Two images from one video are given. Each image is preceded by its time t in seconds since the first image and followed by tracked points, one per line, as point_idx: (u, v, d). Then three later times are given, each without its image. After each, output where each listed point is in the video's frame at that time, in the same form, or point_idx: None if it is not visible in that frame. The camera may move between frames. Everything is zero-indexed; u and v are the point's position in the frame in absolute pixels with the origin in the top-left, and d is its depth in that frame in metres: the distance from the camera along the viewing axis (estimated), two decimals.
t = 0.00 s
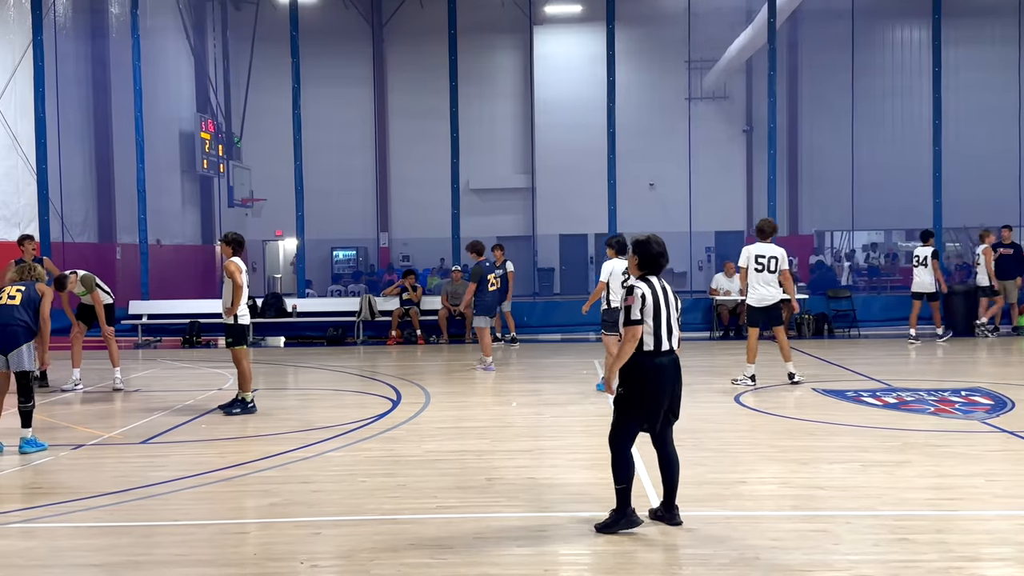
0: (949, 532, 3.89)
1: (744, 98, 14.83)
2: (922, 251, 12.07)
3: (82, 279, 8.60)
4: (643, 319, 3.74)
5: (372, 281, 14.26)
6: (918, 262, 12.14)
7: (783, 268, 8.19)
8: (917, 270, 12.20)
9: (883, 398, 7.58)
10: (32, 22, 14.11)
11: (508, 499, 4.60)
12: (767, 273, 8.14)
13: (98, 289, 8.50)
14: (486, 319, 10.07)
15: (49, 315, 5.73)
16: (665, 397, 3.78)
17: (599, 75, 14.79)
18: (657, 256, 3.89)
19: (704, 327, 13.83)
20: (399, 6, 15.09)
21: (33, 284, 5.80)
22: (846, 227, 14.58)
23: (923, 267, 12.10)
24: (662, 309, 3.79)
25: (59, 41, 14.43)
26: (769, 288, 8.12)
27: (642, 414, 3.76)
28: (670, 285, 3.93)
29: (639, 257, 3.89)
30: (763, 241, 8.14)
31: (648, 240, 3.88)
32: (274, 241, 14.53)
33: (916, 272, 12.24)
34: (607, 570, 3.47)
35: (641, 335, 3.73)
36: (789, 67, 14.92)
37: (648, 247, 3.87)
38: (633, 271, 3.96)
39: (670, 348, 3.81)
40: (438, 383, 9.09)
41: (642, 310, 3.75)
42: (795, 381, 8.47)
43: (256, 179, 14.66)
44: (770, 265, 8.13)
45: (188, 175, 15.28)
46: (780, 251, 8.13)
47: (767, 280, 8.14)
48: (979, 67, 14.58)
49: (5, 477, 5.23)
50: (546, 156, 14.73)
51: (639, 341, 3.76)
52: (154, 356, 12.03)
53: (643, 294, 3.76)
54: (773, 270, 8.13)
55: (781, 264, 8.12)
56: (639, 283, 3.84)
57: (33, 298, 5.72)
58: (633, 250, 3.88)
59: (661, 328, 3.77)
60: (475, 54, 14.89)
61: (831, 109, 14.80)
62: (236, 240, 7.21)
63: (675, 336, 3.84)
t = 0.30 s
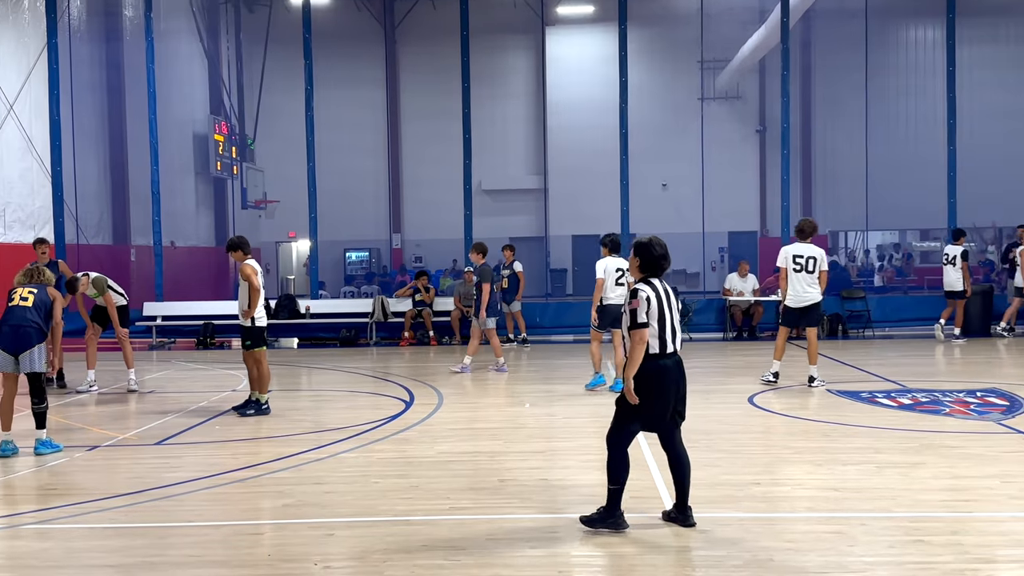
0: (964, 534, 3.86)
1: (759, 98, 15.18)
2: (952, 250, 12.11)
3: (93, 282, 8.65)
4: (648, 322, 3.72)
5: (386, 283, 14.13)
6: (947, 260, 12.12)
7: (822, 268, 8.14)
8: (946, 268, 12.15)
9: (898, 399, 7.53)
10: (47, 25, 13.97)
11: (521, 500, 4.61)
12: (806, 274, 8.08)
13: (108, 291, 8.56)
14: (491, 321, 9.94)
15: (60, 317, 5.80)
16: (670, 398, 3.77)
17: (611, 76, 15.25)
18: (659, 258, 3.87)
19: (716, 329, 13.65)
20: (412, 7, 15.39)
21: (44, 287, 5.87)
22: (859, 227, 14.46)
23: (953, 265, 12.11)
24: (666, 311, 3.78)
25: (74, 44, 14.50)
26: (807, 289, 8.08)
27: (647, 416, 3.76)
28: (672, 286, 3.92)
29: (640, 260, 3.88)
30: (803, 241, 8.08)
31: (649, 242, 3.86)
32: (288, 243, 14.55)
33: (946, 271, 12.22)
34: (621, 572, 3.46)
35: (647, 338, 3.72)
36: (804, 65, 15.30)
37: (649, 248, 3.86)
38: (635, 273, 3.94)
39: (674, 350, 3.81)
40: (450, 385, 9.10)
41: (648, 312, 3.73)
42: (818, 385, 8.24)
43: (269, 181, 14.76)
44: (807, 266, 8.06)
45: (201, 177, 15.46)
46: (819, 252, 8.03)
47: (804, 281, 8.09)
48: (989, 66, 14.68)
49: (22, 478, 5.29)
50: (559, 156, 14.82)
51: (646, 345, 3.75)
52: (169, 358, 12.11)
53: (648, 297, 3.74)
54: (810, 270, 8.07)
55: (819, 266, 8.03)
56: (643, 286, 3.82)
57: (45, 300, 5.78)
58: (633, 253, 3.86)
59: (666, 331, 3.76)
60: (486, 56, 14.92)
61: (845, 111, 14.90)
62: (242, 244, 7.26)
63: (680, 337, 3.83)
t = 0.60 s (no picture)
0: (982, 538, 3.82)
1: (773, 100, 15.07)
2: (983, 252, 12.14)
3: (106, 286, 8.72)
4: (629, 328, 3.72)
5: (401, 286, 14.03)
6: (978, 263, 12.16)
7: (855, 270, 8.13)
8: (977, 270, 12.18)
9: (914, 401, 7.47)
10: (64, 30, 14.23)
11: (535, 503, 4.60)
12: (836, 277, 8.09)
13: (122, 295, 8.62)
14: (492, 321, 9.96)
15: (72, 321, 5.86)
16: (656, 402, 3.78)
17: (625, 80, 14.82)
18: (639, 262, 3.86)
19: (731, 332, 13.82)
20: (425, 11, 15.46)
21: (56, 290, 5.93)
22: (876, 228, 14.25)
23: (984, 267, 12.18)
24: (647, 315, 3.78)
25: (90, 48, 14.70)
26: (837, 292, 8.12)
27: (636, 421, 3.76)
28: (653, 289, 3.92)
29: (619, 265, 3.87)
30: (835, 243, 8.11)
31: (627, 246, 3.86)
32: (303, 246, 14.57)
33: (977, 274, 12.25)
34: None
35: (628, 344, 3.72)
36: (819, 66, 15.11)
37: (628, 253, 3.85)
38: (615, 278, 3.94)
39: (657, 354, 3.81)
40: (464, 388, 9.11)
41: (629, 318, 3.73)
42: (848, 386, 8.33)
43: (284, 185, 14.78)
44: (836, 267, 8.09)
45: (217, 181, 15.73)
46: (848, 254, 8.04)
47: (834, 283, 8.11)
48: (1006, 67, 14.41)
49: (39, 481, 5.33)
50: (572, 159, 14.80)
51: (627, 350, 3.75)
52: (185, 361, 12.20)
53: (628, 303, 3.73)
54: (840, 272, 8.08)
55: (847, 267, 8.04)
56: (624, 291, 3.81)
57: (57, 303, 5.84)
58: (612, 258, 3.86)
59: (648, 335, 3.76)
60: (502, 59, 15.07)
61: (860, 111, 14.81)
62: (257, 249, 7.30)
63: (661, 341, 3.83)
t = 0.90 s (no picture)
0: (1001, 543, 3.78)
1: (789, 103, 14.61)
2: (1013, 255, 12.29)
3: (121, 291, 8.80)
4: (611, 331, 3.76)
5: (416, 289, 14.48)
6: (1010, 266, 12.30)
7: (885, 274, 8.18)
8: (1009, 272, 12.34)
9: (932, 405, 7.40)
10: (82, 37, 14.65)
11: (550, 507, 4.59)
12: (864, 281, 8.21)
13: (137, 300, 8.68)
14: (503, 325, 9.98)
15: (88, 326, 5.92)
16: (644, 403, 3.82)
17: (640, 85, 14.79)
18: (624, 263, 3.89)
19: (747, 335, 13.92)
20: (440, 16, 15.05)
21: (73, 294, 5.99)
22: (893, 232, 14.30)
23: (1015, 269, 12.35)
24: (632, 317, 3.81)
25: (108, 55, 14.93)
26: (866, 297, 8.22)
27: (626, 423, 3.80)
28: (640, 289, 3.94)
29: (605, 266, 3.89)
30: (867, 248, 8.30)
31: (613, 246, 3.88)
32: (318, 250, 14.72)
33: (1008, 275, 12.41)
34: None
35: (610, 346, 3.76)
36: (835, 70, 14.60)
37: (613, 254, 3.89)
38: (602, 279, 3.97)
39: (644, 354, 3.85)
40: (479, 391, 9.12)
41: (612, 320, 3.77)
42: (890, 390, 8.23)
43: (300, 189, 14.86)
44: (864, 272, 8.23)
45: (234, 186, 15.54)
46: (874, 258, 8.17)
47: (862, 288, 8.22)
48: None
49: (58, 484, 5.39)
50: (586, 163, 14.75)
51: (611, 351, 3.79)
52: (203, 365, 12.28)
53: (611, 305, 3.78)
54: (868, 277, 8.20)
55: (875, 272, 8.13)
56: (609, 293, 3.85)
57: (74, 308, 5.91)
58: (598, 259, 3.88)
59: (633, 337, 3.79)
60: (517, 63, 14.95)
61: (877, 114, 14.45)
62: (274, 252, 7.32)
63: (648, 342, 3.86)
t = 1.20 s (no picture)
0: None
1: (817, 108, 14.55)
2: None
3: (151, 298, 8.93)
4: (616, 341, 3.74)
5: (442, 295, 14.53)
6: None
7: (926, 276, 8.15)
8: None
9: (964, 412, 7.29)
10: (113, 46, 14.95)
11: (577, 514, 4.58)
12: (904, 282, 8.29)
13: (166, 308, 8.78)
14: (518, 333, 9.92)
15: (119, 333, 6.01)
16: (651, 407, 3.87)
17: (663, 89, 14.87)
18: (621, 271, 3.88)
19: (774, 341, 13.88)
20: (466, 24, 15.14)
21: (105, 301, 6.09)
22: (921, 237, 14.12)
23: None
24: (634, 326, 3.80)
25: (139, 64, 15.16)
26: (907, 299, 8.28)
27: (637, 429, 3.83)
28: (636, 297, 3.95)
29: (602, 276, 3.87)
30: (910, 250, 8.34)
31: (608, 256, 3.87)
32: (345, 257, 14.79)
33: None
34: None
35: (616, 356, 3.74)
36: (863, 75, 14.57)
37: (610, 263, 3.86)
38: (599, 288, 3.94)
39: (645, 362, 3.87)
40: (506, 397, 9.14)
41: (617, 330, 3.75)
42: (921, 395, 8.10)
43: (328, 196, 14.97)
44: (907, 274, 8.28)
45: (262, 193, 15.60)
46: (916, 260, 8.21)
47: (903, 289, 8.31)
48: None
49: (89, 489, 5.48)
50: (610, 168, 14.79)
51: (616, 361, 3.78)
52: (232, 370, 12.43)
53: (616, 315, 3.74)
54: (910, 279, 8.26)
55: (917, 273, 8.19)
56: (609, 302, 3.81)
57: (105, 315, 6.00)
58: (596, 269, 3.86)
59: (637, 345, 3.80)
60: (541, 69, 14.91)
61: (905, 118, 14.30)
62: (305, 257, 7.41)
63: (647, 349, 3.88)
